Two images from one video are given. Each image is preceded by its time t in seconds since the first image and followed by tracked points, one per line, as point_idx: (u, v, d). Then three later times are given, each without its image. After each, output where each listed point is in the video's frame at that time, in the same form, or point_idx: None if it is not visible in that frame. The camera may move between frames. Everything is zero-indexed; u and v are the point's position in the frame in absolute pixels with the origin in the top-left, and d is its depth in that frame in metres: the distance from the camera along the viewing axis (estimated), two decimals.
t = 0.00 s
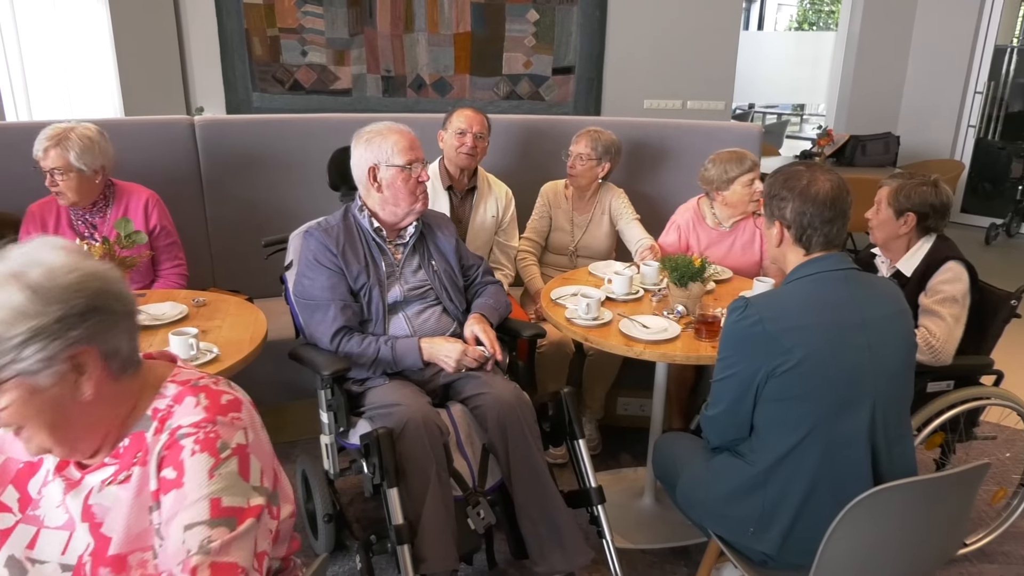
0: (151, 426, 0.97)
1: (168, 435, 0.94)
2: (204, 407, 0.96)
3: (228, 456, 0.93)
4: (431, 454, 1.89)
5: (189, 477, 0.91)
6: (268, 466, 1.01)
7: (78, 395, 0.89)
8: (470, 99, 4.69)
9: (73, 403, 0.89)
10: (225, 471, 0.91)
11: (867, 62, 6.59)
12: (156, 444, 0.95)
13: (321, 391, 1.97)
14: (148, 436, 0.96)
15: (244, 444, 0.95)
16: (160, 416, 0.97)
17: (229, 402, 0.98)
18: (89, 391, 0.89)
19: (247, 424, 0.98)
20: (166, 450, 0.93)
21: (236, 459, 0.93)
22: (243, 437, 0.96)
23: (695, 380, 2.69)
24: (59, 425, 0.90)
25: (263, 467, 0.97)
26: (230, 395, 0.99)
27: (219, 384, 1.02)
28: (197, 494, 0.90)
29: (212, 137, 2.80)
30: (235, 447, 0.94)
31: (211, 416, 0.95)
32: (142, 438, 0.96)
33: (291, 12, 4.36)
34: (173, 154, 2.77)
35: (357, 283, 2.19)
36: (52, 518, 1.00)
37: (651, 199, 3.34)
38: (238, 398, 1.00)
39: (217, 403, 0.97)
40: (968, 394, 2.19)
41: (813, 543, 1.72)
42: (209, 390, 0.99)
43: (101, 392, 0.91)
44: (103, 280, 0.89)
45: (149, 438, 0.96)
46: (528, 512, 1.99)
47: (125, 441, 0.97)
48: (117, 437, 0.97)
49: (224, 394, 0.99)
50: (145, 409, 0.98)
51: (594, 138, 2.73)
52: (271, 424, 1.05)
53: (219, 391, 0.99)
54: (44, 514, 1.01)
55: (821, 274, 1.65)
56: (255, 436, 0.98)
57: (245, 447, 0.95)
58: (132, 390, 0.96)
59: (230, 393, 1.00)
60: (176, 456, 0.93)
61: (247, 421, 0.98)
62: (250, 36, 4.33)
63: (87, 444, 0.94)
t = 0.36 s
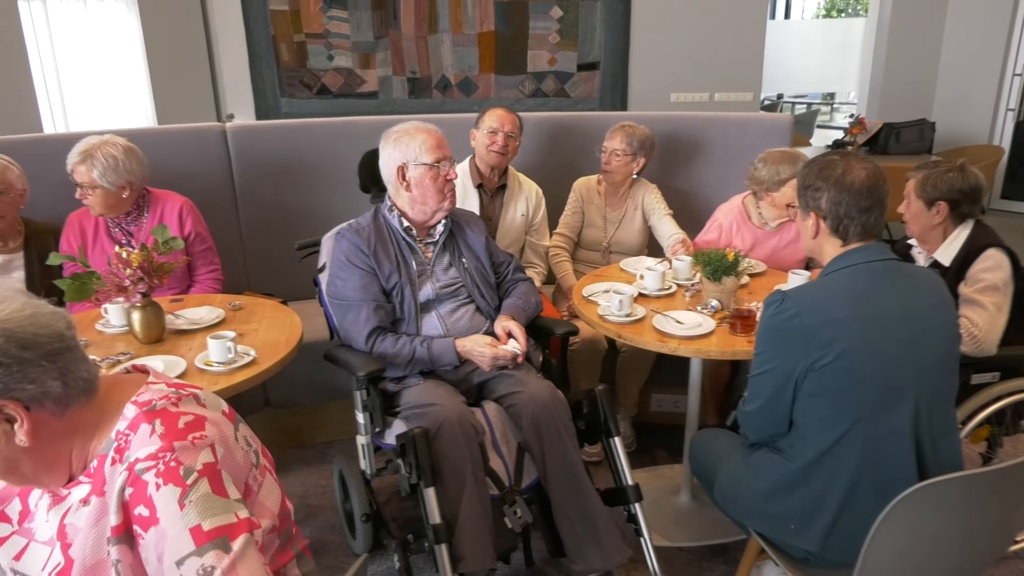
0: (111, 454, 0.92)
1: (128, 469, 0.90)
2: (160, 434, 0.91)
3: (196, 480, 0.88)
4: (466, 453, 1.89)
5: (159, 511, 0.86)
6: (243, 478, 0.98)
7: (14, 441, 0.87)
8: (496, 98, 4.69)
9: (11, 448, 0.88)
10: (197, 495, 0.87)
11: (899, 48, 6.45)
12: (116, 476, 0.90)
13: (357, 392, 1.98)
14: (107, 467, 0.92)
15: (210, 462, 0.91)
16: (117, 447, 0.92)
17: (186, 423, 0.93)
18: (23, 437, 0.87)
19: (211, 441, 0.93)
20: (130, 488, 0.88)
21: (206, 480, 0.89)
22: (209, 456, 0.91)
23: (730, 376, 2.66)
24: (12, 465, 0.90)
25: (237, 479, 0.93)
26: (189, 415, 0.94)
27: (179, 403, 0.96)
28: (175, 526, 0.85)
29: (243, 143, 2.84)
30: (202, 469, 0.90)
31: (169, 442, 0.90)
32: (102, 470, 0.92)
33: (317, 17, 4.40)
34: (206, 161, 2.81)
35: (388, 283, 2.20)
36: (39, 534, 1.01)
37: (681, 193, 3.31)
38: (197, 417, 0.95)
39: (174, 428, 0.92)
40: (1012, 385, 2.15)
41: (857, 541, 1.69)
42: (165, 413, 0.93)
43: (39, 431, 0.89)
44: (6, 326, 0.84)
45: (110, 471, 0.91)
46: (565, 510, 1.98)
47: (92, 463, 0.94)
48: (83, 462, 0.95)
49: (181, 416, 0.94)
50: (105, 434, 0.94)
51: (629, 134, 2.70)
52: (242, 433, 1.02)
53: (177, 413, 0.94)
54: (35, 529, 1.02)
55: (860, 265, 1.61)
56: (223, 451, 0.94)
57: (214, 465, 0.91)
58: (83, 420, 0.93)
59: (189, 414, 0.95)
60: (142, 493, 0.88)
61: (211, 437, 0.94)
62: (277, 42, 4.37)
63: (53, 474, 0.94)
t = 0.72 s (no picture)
0: (142, 475, 0.92)
1: (155, 498, 0.89)
2: (188, 461, 0.91)
3: (226, 505, 0.89)
4: (511, 457, 1.88)
5: (190, 539, 0.87)
6: (274, 500, 1.00)
7: (53, 449, 0.89)
8: (532, 99, 4.67)
9: (51, 458, 0.90)
10: (231, 521, 0.87)
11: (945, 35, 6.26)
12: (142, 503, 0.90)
13: (398, 395, 1.99)
14: (137, 489, 0.92)
15: (239, 485, 0.92)
16: (146, 472, 0.92)
17: (212, 449, 0.93)
18: (59, 447, 0.89)
19: (239, 464, 0.94)
20: (160, 519, 0.88)
21: (237, 503, 0.89)
22: (238, 478, 0.92)
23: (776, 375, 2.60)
24: (52, 473, 0.92)
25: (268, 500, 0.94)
26: (217, 441, 0.94)
27: (209, 428, 0.96)
28: (211, 553, 0.86)
29: (284, 151, 2.89)
30: (231, 493, 0.90)
31: (197, 470, 0.90)
32: (133, 490, 0.92)
33: (353, 24, 4.44)
34: (249, 169, 2.86)
35: (427, 285, 2.20)
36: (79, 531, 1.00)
37: (722, 190, 3.25)
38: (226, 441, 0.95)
39: (202, 454, 0.92)
40: None
41: (914, 546, 1.63)
42: (194, 438, 0.94)
43: (76, 441, 0.91)
44: (39, 340, 0.86)
45: (138, 496, 0.91)
46: (609, 513, 1.96)
47: (126, 474, 0.95)
48: (118, 471, 0.96)
49: (209, 442, 0.94)
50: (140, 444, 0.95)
51: (669, 131, 2.66)
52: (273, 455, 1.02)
53: (206, 438, 0.95)
54: (78, 524, 1.03)
55: (912, 261, 1.56)
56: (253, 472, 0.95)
57: (244, 487, 0.92)
58: (119, 430, 0.94)
59: (218, 439, 0.95)
60: (174, 524, 0.88)
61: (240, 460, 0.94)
62: (315, 51, 4.44)
63: (90, 483, 0.95)
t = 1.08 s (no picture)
0: (126, 461, 0.96)
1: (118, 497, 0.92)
2: (151, 470, 0.91)
3: (167, 525, 0.88)
4: (535, 457, 1.87)
5: (132, 548, 0.88)
6: (241, 530, 0.94)
7: (78, 399, 0.99)
8: (559, 97, 4.63)
9: (76, 405, 1.00)
10: (166, 543, 0.87)
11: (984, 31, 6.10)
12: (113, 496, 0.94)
13: (425, 392, 2.00)
14: (119, 476, 0.96)
15: (191, 506, 0.90)
16: (126, 466, 0.95)
17: (179, 462, 0.92)
18: (83, 400, 0.98)
19: (199, 484, 0.91)
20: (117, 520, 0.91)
21: (180, 525, 0.88)
22: (191, 499, 0.90)
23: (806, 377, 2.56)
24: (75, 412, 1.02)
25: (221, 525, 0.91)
26: (185, 455, 0.92)
27: (190, 438, 0.94)
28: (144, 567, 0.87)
29: (313, 148, 2.90)
30: (179, 513, 0.89)
31: (152, 483, 0.90)
32: (117, 474, 0.97)
33: (382, 22, 4.46)
34: (279, 166, 2.88)
35: (456, 282, 2.21)
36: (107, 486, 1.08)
37: (753, 189, 3.21)
38: (197, 456, 0.93)
39: (165, 466, 0.91)
40: None
41: (949, 554, 1.59)
42: (169, 446, 0.93)
43: (100, 398, 0.99)
44: (119, 318, 0.95)
45: (116, 486, 0.95)
46: (636, 514, 1.94)
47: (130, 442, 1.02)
48: (127, 434, 1.03)
49: (178, 455, 0.92)
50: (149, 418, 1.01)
51: (702, 130, 2.63)
52: (250, 481, 0.96)
53: (180, 448, 0.93)
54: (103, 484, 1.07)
55: (952, 261, 1.52)
56: (213, 494, 0.91)
57: (196, 508, 0.90)
58: (141, 407, 1.01)
59: (191, 452, 0.93)
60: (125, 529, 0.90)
61: (200, 480, 0.91)
62: (345, 49, 4.46)
63: (105, 432, 1.04)
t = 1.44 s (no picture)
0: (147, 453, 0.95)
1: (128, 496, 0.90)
2: (162, 477, 0.89)
3: (164, 545, 0.86)
4: (556, 459, 1.87)
5: (130, 557, 0.87)
6: (242, 554, 0.90)
7: (149, 370, 0.99)
8: (584, 97, 4.60)
9: (143, 378, 1.00)
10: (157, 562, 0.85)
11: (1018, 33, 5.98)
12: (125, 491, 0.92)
13: (446, 391, 2.00)
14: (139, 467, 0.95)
15: (189, 528, 0.86)
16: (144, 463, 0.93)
17: (190, 475, 0.89)
18: (157, 370, 0.98)
19: (201, 505, 0.87)
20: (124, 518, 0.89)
21: (175, 549, 0.86)
22: (190, 522, 0.86)
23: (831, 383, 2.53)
24: (125, 392, 1.01)
25: (220, 552, 0.87)
26: (197, 467, 0.89)
27: (208, 445, 0.91)
28: None
29: (339, 146, 2.92)
30: (175, 534, 0.86)
31: (159, 494, 0.87)
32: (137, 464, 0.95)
33: (407, 20, 4.47)
34: (304, 163, 2.90)
35: (481, 281, 2.20)
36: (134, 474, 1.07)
37: (780, 192, 3.17)
38: (209, 469, 0.89)
39: (175, 477, 0.88)
40: None
41: (978, 567, 1.55)
42: (184, 453, 0.90)
43: (171, 372, 1.00)
44: (215, 282, 1.00)
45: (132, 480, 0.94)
46: (656, 518, 1.93)
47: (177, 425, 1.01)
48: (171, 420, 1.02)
49: (190, 465, 0.89)
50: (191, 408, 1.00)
51: (725, 129, 2.61)
52: (261, 497, 0.92)
53: (196, 456, 0.90)
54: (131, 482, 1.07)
55: (986, 268, 1.49)
56: (216, 517, 0.88)
57: (193, 533, 0.86)
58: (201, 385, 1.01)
59: (205, 463, 0.90)
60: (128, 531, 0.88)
61: (205, 500, 0.88)
62: (370, 47, 4.46)
63: (150, 414, 1.03)
